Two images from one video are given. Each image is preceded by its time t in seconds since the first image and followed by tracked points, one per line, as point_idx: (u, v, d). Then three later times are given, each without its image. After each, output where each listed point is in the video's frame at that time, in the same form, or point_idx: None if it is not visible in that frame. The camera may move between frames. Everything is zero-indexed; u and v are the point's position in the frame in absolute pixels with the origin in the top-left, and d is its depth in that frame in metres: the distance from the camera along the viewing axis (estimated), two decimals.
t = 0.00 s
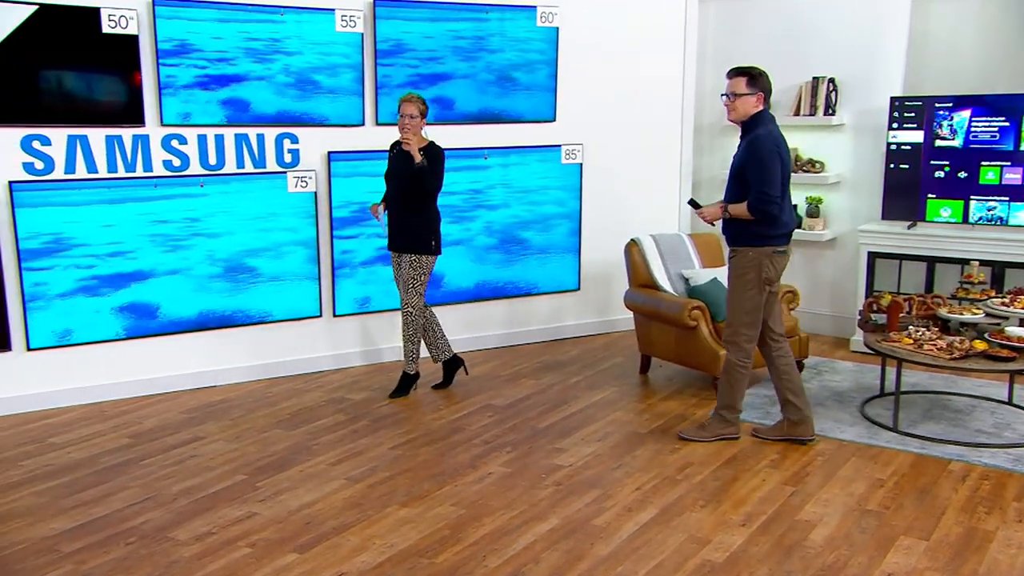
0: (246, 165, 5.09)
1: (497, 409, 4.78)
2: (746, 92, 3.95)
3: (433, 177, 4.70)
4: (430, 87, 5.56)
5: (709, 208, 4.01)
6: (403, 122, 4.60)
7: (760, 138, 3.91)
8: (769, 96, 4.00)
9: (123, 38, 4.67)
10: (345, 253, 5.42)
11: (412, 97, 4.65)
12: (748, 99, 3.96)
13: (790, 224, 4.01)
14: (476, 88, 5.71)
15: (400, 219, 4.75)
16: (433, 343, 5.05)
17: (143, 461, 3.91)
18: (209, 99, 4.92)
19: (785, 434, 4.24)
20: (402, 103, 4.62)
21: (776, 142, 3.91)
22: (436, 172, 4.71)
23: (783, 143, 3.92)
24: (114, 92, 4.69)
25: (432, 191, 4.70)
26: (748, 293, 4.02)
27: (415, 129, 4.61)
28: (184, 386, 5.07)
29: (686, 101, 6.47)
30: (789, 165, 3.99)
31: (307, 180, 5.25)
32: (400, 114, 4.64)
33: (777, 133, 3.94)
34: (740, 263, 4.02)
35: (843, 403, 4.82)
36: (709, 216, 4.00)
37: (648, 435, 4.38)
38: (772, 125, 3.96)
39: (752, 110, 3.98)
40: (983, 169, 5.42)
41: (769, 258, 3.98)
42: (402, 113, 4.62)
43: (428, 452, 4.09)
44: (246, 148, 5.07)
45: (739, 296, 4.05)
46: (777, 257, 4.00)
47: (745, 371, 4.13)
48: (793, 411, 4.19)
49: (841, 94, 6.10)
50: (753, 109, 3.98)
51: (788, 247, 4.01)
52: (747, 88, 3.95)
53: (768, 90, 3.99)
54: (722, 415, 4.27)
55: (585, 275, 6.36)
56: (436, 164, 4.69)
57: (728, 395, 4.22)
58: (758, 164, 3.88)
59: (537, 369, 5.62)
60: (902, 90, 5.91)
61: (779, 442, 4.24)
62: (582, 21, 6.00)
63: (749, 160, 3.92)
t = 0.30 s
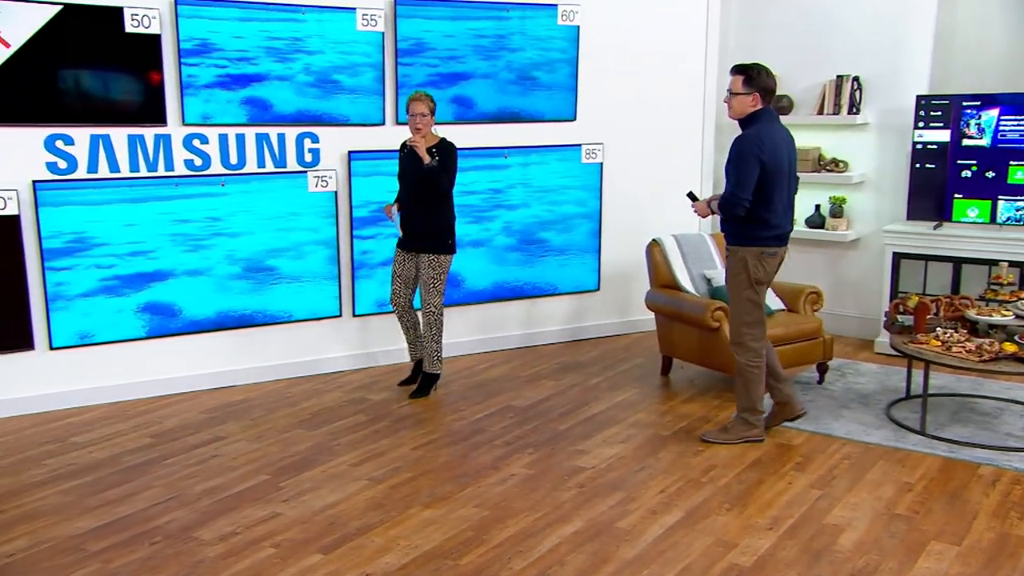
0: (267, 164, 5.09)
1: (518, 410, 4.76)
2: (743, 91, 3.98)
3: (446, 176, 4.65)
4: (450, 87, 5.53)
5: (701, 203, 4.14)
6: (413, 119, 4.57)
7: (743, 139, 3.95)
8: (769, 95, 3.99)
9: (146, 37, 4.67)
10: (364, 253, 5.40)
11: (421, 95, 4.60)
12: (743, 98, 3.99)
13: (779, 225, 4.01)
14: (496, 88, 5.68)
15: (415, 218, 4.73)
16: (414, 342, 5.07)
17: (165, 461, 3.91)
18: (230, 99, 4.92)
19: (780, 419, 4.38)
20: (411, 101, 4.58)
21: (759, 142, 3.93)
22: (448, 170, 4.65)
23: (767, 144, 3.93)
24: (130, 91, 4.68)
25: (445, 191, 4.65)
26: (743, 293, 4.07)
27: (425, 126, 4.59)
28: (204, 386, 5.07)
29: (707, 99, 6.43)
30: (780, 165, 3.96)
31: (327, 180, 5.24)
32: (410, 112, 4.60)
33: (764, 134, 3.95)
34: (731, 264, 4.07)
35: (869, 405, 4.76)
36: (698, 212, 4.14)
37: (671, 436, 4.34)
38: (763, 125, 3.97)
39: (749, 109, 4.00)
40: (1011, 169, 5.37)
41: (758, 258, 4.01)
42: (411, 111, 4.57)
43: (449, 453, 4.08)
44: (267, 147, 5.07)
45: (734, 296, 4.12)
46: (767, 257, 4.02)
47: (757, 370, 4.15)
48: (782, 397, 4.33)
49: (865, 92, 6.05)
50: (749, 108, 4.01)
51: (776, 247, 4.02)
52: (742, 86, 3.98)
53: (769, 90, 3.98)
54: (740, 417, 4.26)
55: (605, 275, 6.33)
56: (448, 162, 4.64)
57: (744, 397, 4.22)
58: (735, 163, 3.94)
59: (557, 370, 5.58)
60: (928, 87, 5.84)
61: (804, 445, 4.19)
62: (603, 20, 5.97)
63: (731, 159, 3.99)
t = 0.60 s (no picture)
0: (290, 164, 5.11)
1: (539, 411, 4.76)
2: (745, 91, 4.03)
3: (463, 178, 4.68)
4: (471, 87, 5.54)
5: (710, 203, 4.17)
6: (427, 118, 4.59)
7: (750, 138, 3.97)
8: (773, 95, 4.03)
9: (171, 37, 4.69)
10: (384, 254, 5.41)
11: (435, 95, 4.62)
12: (747, 98, 4.04)
13: (784, 224, 4.05)
14: (517, 88, 5.68)
15: (431, 218, 4.73)
16: (404, 346, 5.01)
17: (190, 459, 3.93)
18: (253, 100, 4.94)
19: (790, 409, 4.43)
20: (425, 100, 4.61)
21: (764, 142, 3.95)
22: (465, 173, 4.69)
23: (773, 144, 3.96)
24: (150, 92, 4.69)
25: (462, 192, 4.68)
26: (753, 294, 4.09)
27: (439, 125, 4.61)
28: (226, 385, 5.10)
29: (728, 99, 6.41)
30: (785, 165, 4.00)
31: (349, 180, 5.25)
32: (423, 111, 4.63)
33: (769, 134, 3.98)
34: (740, 265, 4.09)
35: (893, 407, 4.73)
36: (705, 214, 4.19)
37: (694, 438, 4.32)
38: (768, 124, 4.00)
39: (752, 109, 4.05)
40: None
41: (768, 257, 4.05)
42: (425, 110, 4.60)
43: (472, 453, 4.08)
44: (289, 147, 5.08)
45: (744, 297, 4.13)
46: (776, 257, 4.06)
47: (777, 369, 4.15)
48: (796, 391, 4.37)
49: (889, 92, 6.02)
50: (753, 109, 4.05)
51: (783, 246, 4.06)
52: (747, 87, 4.03)
53: (772, 90, 4.03)
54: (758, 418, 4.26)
55: (625, 276, 6.32)
56: (464, 162, 4.67)
57: (765, 399, 4.20)
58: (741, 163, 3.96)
59: (577, 370, 5.57)
60: (953, 87, 5.80)
61: (828, 447, 4.17)
62: (625, 20, 5.96)
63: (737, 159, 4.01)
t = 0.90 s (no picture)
0: (312, 165, 5.13)
1: (560, 411, 4.75)
2: (746, 95, 4.05)
3: (475, 181, 4.70)
4: (492, 88, 5.54)
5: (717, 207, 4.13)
6: (437, 118, 4.62)
7: (766, 139, 3.99)
8: (774, 98, 4.07)
9: (196, 38, 4.71)
10: (405, 254, 5.42)
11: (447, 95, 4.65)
12: (749, 101, 4.06)
13: (795, 223, 4.09)
14: (537, 88, 5.68)
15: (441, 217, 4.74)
16: (424, 348, 5.03)
17: (214, 458, 3.94)
18: (276, 101, 4.96)
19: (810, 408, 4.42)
20: (435, 101, 4.63)
21: (780, 142, 3.99)
22: (476, 173, 4.70)
23: (787, 144, 4.00)
24: (169, 92, 4.70)
25: (475, 193, 4.70)
26: (767, 295, 4.07)
27: (450, 126, 4.64)
28: (247, 385, 5.11)
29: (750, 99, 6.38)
30: (795, 165, 4.06)
31: (370, 180, 5.27)
32: (434, 111, 4.65)
33: (781, 134, 4.02)
34: (752, 265, 4.08)
35: (917, 409, 4.70)
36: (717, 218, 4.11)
37: (717, 439, 4.30)
38: (776, 125, 4.05)
39: (754, 111, 4.07)
40: None
41: (780, 255, 4.04)
42: (436, 111, 4.62)
43: (495, 453, 4.08)
44: (312, 148, 5.10)
45: (758, 297, 4.11)
46: (787, 254, 4.07)
47: (796, 368, 4.13)
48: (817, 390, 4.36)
49: (912, 92, 5.97)
50: (755, 112, 4.07)
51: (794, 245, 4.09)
52: (748, 90, 4.04)
53: (772, 92, 4.05)
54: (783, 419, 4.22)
55: (645, 277, 6.30)
56: (475, 162, 4.70)
57: (787, 400, 4.17)
58: (759, 163, 3.97)
59: (598, 371, 5.56)
60: (977, 87, 5.75)
61: (853, 449, 4.15)
62: (646, 20, 5.94)
63: (753, 160, 4.01)
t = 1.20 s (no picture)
0: (334, 165, 5.14)
1: (582, 412, 4.74)
2: (744, 93, 4.09)
3: (488, 184, 4.71)
4: (513, 89, 5.53)
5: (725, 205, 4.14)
6: (448, 119, 4.63)
7: (776, 132, 4.07)
8: (767, 95, 4.14)
9: (221, 39, 4.74)
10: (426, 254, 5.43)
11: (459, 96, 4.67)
12: (747, 99, 4.10)
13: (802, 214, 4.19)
14: (558, 89, 5.67)
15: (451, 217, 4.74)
16: (442, 347, 5.03)
17: (238, 457, 3.96)
18: (298, 102, 4.98)
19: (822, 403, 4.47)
20: (446, 102, 4.64)
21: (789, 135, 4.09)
22: (488, 176, 4.71)
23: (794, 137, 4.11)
24: (188, 93, 4.71)
25: (487, 196, 4.72)
26: (776, 289, 4.14)
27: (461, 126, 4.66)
28: (271, 384, 5.14)
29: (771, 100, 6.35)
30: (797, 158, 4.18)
31: (392, 180, 5.28)
32: (445, 113, 4.66)
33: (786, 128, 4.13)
34: (764, 260, 4.13)
35: (942, 411, 4.66)
36: (728, 214, 4.11)
37: (741, 441, 4.28)
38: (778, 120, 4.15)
39: (751, 109, 4.12)
40: None
41: (789, 247, 4.13)
42: (447, 112, 4.64)
43: (517, 454, 4.08)
44: (334, 148, 5.12)
45: (767, 293, 4.17)
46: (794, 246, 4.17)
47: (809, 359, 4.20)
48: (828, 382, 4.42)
49: (936, 92, 5.93)
50: (753, 109, 4.13)
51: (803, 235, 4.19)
52: (745, 88, 4.09)
53: (767, 90, 4.12)
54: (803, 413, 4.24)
55: (665, 278, 6.29)
56: (487, 164, 4.71)
57: (804, 393, 4.21)
58: (776, 160, 4.02)
59: (618, 372, 5.55)
60: (1003, 87, 5.70)
61: (878, 451, 4.12)
62: (667, 20, 5.93)
63: (767, 153, 4.07)
